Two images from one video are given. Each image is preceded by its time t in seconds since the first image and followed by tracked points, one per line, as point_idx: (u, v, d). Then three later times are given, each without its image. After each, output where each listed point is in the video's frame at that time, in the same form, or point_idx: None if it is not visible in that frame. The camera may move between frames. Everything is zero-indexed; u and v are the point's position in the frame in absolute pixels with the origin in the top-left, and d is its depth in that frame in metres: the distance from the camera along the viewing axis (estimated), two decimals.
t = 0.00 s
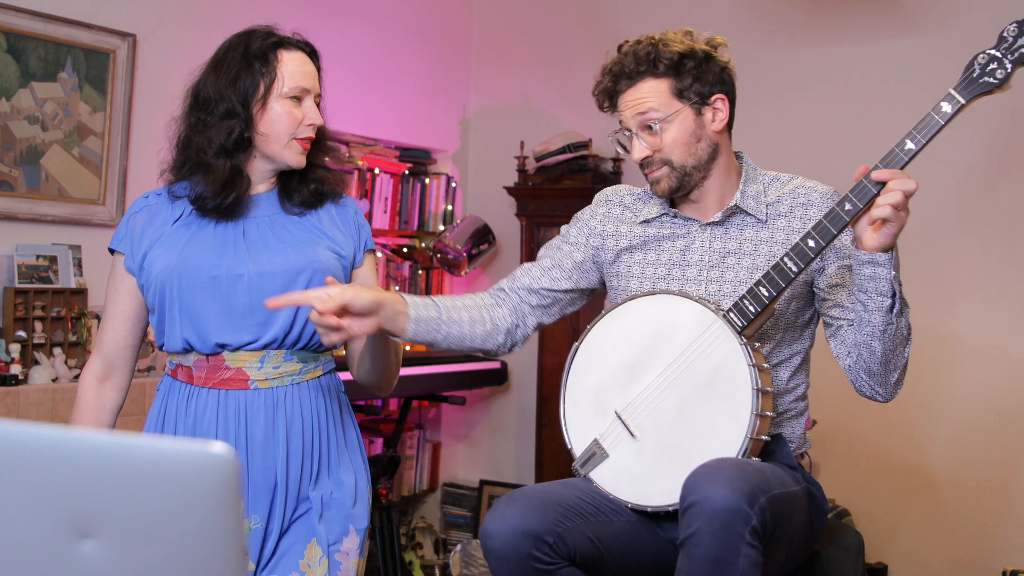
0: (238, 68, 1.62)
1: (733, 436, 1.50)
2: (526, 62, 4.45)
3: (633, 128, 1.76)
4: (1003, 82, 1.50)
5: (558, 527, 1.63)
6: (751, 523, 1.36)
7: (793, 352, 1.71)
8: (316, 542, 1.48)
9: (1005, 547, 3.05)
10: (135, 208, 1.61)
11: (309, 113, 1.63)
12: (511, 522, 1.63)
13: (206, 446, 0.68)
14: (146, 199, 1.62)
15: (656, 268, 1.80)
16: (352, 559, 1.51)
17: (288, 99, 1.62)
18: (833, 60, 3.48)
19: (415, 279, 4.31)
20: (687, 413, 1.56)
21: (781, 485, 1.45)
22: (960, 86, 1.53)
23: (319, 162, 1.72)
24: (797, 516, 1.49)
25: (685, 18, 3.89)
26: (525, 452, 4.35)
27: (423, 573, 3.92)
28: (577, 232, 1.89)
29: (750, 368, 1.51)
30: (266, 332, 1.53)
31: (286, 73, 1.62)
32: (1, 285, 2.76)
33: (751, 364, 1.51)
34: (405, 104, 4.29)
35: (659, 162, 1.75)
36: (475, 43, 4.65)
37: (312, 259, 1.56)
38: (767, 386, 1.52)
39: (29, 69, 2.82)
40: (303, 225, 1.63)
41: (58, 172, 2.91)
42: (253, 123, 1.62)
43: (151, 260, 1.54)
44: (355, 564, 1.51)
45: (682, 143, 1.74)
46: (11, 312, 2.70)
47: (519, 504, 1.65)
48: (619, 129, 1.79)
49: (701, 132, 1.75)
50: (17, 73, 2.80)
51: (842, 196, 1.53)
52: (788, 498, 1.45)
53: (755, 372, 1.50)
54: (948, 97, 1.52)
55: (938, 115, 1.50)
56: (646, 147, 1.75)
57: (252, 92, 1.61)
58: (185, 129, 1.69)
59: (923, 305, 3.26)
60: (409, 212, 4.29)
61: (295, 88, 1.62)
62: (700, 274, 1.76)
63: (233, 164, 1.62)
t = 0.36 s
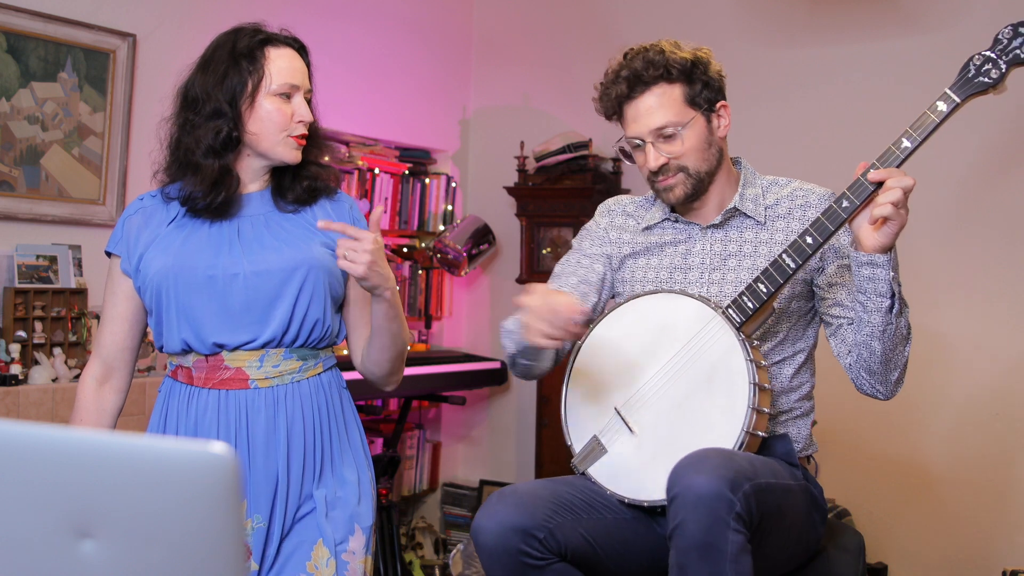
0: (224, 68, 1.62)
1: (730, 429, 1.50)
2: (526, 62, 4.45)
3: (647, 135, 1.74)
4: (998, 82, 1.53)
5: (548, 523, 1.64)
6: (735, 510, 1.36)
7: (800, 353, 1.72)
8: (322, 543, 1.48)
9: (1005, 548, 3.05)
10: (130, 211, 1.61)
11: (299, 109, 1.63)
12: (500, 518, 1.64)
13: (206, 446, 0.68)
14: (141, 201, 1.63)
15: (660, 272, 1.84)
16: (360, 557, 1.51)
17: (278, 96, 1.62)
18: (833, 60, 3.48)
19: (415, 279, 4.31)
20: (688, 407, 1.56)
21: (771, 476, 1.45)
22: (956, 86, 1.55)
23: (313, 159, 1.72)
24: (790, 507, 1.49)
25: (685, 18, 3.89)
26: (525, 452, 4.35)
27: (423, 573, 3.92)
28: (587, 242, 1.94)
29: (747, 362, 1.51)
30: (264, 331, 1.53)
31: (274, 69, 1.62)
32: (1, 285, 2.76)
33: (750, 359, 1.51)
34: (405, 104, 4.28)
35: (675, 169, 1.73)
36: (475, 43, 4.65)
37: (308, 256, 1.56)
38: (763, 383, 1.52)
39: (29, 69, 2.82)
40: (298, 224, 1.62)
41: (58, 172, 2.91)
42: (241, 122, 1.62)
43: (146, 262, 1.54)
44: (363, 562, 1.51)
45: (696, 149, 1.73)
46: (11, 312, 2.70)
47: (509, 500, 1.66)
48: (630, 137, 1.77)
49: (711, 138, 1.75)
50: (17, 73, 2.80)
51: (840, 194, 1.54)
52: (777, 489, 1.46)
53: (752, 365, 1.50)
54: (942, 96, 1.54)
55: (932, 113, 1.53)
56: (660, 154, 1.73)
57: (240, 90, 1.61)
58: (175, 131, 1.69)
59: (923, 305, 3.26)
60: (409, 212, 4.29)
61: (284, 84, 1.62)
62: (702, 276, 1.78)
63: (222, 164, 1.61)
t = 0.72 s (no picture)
0: (223, 67, 1.63)
1: (729, 439, 1.53)
2: (526, 62, 4.45)
3: (681, 130, 1.73)
4: None
5: (535, 521, 1.64)
6: (707, 522, 1.36)
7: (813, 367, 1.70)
8: (326, 549, 1.48)
9: (1005, 547, 3.05)
10: (142, 211, 1.64)
11: (294, 108, 1.61)
12: (488, 514, 1.63)
13: (206, 445, 0.68)
14: (153, 201, 1.66)
15: (680, 275, 1.83)
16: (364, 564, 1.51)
17: (274, 96, 1.61)
18: (833, 60, 3.48)
19: (415, 279, 4.31)
20: (689, 415, 1.58)
21: (749, 487, 1.45)
22: (989, 115, 1.49)
23: (322, 161, 1.70)
24: (778, 516, 1.48)
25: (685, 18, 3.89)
26: (524, 452, 4.36)
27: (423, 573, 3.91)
28: (610, 242, 1.94)
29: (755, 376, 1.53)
30: (264, 334, 1.52)
31: (270, 69, 1.61)
32: (0, 285, 2.76)
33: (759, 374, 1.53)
34: (405, 104, 4.29)
35: (709, 165, 1.72)
36: (475, 44, 4.65)
37: (310, 259, 1.54)
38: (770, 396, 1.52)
39: (29, 69, 2.83)
40: (302, 227, 1.60)
41: (58, 172, 2.90)
42: (236, 120, 1.63)
43: (153, 261, 1.56)
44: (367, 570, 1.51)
45: (728, 146, 1.73)
46: (11, 312, 2.70)
47: (498, 497, 1.66)
48: (662, 134, 1.76)
49: (741, 136, 1.76)
50: (18, 73, 2.80)
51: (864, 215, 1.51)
52: (758, 500, 1.45)
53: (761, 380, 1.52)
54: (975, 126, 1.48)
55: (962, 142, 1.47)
56: (694, 150, 1.72)
57: (236, 89, 1.61)
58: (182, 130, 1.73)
59: (922, 305, 3.26)
60: (409, 213, 4.29)
61: (281, 82, 1.61)
62: (722, 282, 1.77)
63: (219, 162, 1.63)
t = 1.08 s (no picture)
0: (250, 67, 1.68)
1: (726, 444, 1.53)
2: (526, 62, 4.45)
3: (689, 123, 1.71)
4: None
5: (532, 520, 1.63)
6: (702, 529, 1.36)
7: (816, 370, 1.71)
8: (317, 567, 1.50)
9: (1005, 547, 3.05)
10: (182, 205, 1.71)
11: (304, 107, 1.62)
12: (485, 513, 1.63)
13: (206, 445, 0.68)
14: (192, 196, 1.72)
15: (683, 276, 1.83)
16: None
17: (290, 95, 1.63)
18: (833, 60, 3.48)
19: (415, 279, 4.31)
20: (685, 416, 1.58)
21: (746, 494, 1.45)
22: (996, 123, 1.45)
23: (350, 162, 1.70)
24: (778, 520, 1.47)
25: (685, 18, 3.90)
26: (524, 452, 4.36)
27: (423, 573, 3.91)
28: (615, 241, 1.94)
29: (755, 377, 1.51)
30: (268, 335, 1.52)
31: (288, 69, 1.63)
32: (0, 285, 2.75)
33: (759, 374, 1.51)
34: (405, 104, 4.28)
35: (716, 160, 1.71)
36: (475, 44, 4.65)
37: (316, 263, 1.53)
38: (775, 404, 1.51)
39: (29, 69, 2.82)
40: (327, 230, 1.60)
41: (58, 172, 2.90)
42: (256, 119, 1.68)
43: (175, 257, 1.60)
44: None
45: (737, 143, 1.71)
46: (12, 312, 2.70)
47: (495, 495, 1.66)
48: (669, 126, 1.74)
49: (752, 135, 1.74)
50: (18, 73, 2.80)
51: (866, 220, 1.49)
52: (755, 505, 1.45)
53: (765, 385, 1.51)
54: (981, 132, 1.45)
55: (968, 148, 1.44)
56: (701, 143, 1.71)
57: (254, 87, 1.66)
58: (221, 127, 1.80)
59: (922, 305, 3.26)
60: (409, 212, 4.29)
61: (294, 82, 1.62)
62: (724, 283, 1.78)
63: (238, 158, 1.69)
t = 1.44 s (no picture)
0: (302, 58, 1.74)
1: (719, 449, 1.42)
2: (526, 62, 4.45)
3: (673, 110, 1.70)
4: None
5: (523, 522, 1.60)
6: (702, 532, 1.31)
7: (804, 379, 1.62)
8: (340, 562, 1.52)
9: (1005, 547, 3.06)
10: (228, 188, 1.73)
11: (337, 98, 1.63)
12: (474, 514, 1.60)
13: (206, 445, 0.68)
14: (239, 180, 1.75)
15: (673, 279, 1.77)
16: None
17: (327, 86, 1.64)
18: (833, 60, 3.48)
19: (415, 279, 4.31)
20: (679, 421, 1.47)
21: (745, 495, 1.40)
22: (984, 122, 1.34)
23: (392, 162, 1.71)
24: (773, 522, 1.41)
25: (685, 18, 3.90)
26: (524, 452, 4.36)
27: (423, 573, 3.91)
28: (608, 241, 1.89)
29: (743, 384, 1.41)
30: (303, 332, 1.54)
31: (332, 60, 1.65)
32: None
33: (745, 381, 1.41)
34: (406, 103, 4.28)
35: (696, 149, 1.68)
36: (475, 44, 4.65)
37: (356, 265, 1.55)
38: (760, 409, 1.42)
39: (29, 69, 2.82)
40: (372, 233, 1.61)
41: (58, 172, 2.91)
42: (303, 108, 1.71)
43: (218, 244, 1.63)
44: None
45: (721, 134, 1.68)
46: (12, 312, 2.70)
47: (484, 497, 1.63)
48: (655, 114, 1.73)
49: (739, 130, 1.70)
50: (18, 73, 2.80)
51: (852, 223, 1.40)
52: (754, 507, 1.40)
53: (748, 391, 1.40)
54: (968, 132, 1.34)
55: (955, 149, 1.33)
56: (683, 130, 1.69)
57: (298, 73, 1.72)
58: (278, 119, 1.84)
59: (922, 305, 3.26)
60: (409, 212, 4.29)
61: (331, 73, 1.64)
62: (712, 286, 1.71)
63: (286, 146, 1.71)
